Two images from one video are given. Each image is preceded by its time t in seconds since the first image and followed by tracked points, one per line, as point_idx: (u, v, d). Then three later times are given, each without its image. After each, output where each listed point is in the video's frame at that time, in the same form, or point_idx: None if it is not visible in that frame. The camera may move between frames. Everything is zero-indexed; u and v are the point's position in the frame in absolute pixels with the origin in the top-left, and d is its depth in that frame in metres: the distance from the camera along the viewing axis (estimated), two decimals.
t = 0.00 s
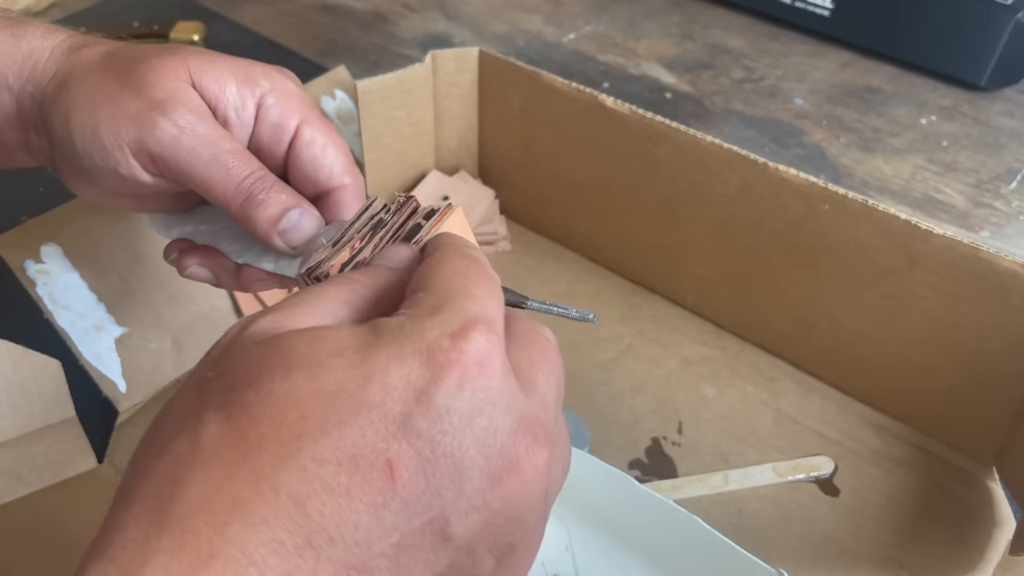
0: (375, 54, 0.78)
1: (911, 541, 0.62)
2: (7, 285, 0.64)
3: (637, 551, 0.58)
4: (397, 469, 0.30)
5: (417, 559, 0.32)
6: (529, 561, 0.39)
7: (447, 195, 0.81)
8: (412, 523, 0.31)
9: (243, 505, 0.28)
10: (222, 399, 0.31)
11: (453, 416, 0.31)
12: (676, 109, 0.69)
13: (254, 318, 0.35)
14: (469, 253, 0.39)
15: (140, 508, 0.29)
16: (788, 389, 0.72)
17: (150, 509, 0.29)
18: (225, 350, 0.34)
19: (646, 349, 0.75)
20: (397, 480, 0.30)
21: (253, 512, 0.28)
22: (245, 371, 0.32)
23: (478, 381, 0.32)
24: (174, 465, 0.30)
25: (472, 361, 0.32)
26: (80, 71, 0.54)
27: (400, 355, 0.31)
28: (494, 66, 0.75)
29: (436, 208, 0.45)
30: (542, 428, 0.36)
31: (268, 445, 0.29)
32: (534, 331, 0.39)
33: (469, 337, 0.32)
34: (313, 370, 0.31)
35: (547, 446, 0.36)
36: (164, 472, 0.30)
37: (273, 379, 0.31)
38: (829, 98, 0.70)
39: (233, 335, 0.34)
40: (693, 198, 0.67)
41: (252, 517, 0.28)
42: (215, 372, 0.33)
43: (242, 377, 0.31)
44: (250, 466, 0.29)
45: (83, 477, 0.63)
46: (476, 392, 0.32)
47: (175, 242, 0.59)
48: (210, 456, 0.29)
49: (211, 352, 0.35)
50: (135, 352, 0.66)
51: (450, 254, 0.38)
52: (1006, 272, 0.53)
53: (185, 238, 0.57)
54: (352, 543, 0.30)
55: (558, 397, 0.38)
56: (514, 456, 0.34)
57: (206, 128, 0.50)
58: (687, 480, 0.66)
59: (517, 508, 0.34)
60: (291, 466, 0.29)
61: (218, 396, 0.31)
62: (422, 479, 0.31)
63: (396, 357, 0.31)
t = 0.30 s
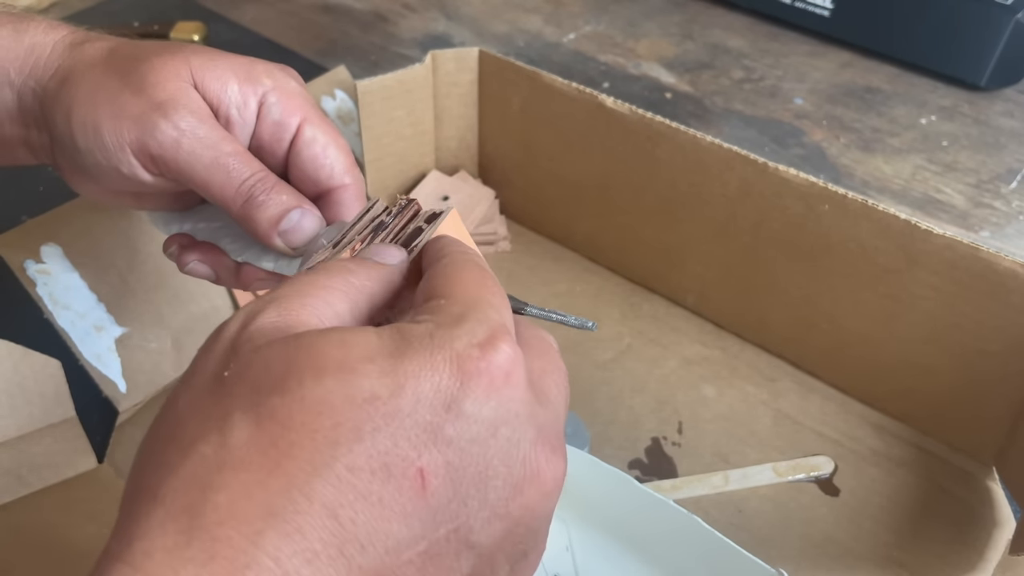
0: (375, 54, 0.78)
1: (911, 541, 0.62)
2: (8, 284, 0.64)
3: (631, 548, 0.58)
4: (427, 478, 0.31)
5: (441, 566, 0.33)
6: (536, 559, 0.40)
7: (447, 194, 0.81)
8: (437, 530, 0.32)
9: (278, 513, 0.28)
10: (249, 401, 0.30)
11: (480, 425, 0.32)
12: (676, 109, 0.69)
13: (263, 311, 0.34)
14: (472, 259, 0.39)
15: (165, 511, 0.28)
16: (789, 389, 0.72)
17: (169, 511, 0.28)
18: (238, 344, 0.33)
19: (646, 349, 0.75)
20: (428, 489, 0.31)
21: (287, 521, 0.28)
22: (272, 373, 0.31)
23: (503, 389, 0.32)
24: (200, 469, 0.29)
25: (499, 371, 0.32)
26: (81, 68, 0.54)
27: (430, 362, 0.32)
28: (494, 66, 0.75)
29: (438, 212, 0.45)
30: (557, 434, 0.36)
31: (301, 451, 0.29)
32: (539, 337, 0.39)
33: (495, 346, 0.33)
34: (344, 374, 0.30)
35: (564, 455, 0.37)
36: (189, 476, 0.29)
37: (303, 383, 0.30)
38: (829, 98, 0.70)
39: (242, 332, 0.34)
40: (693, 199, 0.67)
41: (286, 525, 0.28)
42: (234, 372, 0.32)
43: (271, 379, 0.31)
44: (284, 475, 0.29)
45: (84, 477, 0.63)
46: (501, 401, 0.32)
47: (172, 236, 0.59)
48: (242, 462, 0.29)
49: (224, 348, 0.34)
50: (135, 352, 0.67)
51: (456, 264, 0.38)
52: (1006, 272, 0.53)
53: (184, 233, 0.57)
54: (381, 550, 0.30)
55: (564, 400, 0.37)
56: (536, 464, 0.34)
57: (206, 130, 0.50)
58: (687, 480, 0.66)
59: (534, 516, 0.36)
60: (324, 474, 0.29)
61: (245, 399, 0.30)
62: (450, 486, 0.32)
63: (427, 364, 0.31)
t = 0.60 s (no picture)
0: (375, 54, 0.78)
1: (911, 540, 0.62)
2: (7, 285, 0.64)
3: (628, 546, 0.58)
4: (436, 486, 0.31)
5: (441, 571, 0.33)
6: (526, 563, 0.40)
7: (446, 194, 0.81)
8: (444, 536, 0.32)
9: (292, 518, 0.28)
10: (260, 403, 0.30)
11: (488, 434, 0.32)
12: (676, 109, 0.69)
13: (262, 304, 0.33)
14: (487, 266, 0.39)
15: (179, 514, 0.28)
16: (789, 389, 0.72)
17: (180, 514, 0.28)
18: (238, 339, 0.32)
19: (646, 349, 0.75)
20: (437, 496, 0.31)
21: (303, 526, 0.29)
22: (282, 376, 0.30)
23: (510, 399, 0.33)
24: (211, 474, 0.29)
25: (507, 381, 0.33)
26: (87, 68, 0.54)
27: (442, 370, 0.31)
28: (494, 67, 0.75)
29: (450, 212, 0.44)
30: (555, 442, 0.37)
31: (315, 457, 0.29)
32: (553, 353, 0.40)
33: (505, 356, 0.33)
34: (357, 381, 0.30)
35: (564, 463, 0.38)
36: (201, 480, 0.29)
37: (316, 390, 0.29)
38: (829, 98, 0.70)
39: (240, 324, 0.33)
40: (693, 198, 0.67)
41: (300, 531, 0.28)
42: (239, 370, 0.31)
43: (283, 382, 0.30)
44: (297, 480, 0.29)
45: (83, 476, 0.63)
46: (509, 411, 0.33)
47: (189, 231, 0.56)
48: (255, 467, 0.29)
49: (223, 339, 0.32)
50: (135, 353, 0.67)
51: (471, 271, 0.39)
52: (1005, 271, 0.53)
53: (197, 232, 0.55)
54: (390, 555, 0.31)
55: (570, 410, 0.39)
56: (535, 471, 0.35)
57: (215, 136, 0.50)
58: (687, 480, 0.66)
59: (534, 523, 0.36)
60: (337, 479, 0.29)
61: (254, 402, 0.30)
62: (457, 493, 0.32)
63: (438, 373, 0.31)
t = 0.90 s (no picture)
0: (375, 54, 0.78)
1: (911, 540, 0.62)
2: (8, 282, 0.65)
3: (629, 546, 0.59)
4: (446, 498, 0.32)
5: None
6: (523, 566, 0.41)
7: (446, 194, 0.81)
8: (451, 547, 0.33)
9: (314, 530, 0.28)
10: (280, 418, 0.30)
11: (493, 448, 0.33)
12: (676, 109, 0.69)
13: (271, 320, 0.33)
14: (489, 279, 0.40)
15: (205, 525, 0.28)
16: (788, 389, 0.72)
17: (204, 525, 0.28)
18: (252, 354, 0.32)
19: (646, 349, 0.75)
20: (446, 509, 0.32)
21: (323, 536, 0.28)
22: (301, 391, 0.30)
23: (513, 415, 0.34)
24: (232, 486, 0.28)
25: (509, 397, 0.34)
26: (89, 86, 0.53)
27: (450, 388, 0.32)
28: (494, 67, 0.75)
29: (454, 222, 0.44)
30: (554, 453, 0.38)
31: (335, 469, 0.29)
32: (559, 361, 0.41)
33: (507, 372, 0.34)
34: (373, 398, 0.30)
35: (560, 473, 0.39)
36: (222, 492, 0.28)
37: (334, 406, 0.30)
38: (829, 98, 0.70)
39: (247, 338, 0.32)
40: (692, 200, 0.67)
41: (323, 542, 0.28)
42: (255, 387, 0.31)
43: (304, 397, 0.30)
44: (318, 492, 0.29)
45: (84, 476, 0.63)
46: (512, 427, 0.34)
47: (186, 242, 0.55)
48: (277, 479, 0.28)
49: (237, 354, 0.32)
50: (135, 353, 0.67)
51: (474, 285, 0.39)
52: (1005, 271, 0.53)
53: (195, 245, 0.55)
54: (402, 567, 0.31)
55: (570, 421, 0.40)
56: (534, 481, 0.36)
57: (219, 151, 0.50)
58: (687, 480, 0.66)
59: (530, 532, 0.37)
60: (355, 492, 0.29)
61: (273, 415, 0.30)
62: (465, 504, 0.33)
63: (446, 389, 0.32)
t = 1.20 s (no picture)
0: (375, 54, 0.78)
1: (910, 540, 0.62)
2: (8, 282, 0.64)
3: (637, 551, 0.59)
4: (456, 515, 0.32)
5: None
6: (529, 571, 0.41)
7: (446, 194, 0.81)
8: (460, 564, 0.33)
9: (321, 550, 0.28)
10: (287, 435, 0.30)
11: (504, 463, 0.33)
12: (676, 109, 0.69)
13: (277, 332, 0.34)
14: (498, 289, 0.39)
15: (214, 548, 0.28)
16: (788, 389, 0.72)
17: (213, 547, 0.28)
18: (255, 365, 0.33)
19: (646, 349, 0.75)
20: (457, 526, 0.32)
21: (332, 557, 0.28)
22: (309, 409, 0.30)
23: (522, 430, 0.34)
24: (240, 506, 0.28)
25: (519, 412, 0.34)
26: (105, 72, 0.52)
27: (460, 402, 0.32)
28: (494, 67, 0.75)
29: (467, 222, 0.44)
30: (562, 465, 0.38)
31: (342, 488, 0.29)
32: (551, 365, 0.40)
33: (517, 386, 0.34)
34: (381, 415, 0.30)
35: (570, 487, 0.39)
36: (231, 510, 0.28)
37: (342, 423, 0.30)
38: (829, 98, 0.70)
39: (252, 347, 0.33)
40: (692, 201, 0.67)
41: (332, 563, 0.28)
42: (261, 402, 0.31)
43: (313, 415, 0.30)
44: (326, 512, 0.29)
45: (84, 476, 0.63)
46: (522, 442, 0.34)
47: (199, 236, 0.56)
48: (286, 499, 0.28)
49: (239, 364, 0.33)
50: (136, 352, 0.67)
51: (481, 294, 0.38)
52: (1005, 271, 0.53)
53: (207, 233, 0.54)
54: None
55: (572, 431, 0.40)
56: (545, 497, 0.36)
57: (236, 142, 0.49)
58: (687, 480, 0.66)
59: (540, 548, 0.37)
60: (363, 511, 0.29)
61: (279, 429, 0.30)
62: (475, 522, 0.33)
63: (455, 404, 0.32)
